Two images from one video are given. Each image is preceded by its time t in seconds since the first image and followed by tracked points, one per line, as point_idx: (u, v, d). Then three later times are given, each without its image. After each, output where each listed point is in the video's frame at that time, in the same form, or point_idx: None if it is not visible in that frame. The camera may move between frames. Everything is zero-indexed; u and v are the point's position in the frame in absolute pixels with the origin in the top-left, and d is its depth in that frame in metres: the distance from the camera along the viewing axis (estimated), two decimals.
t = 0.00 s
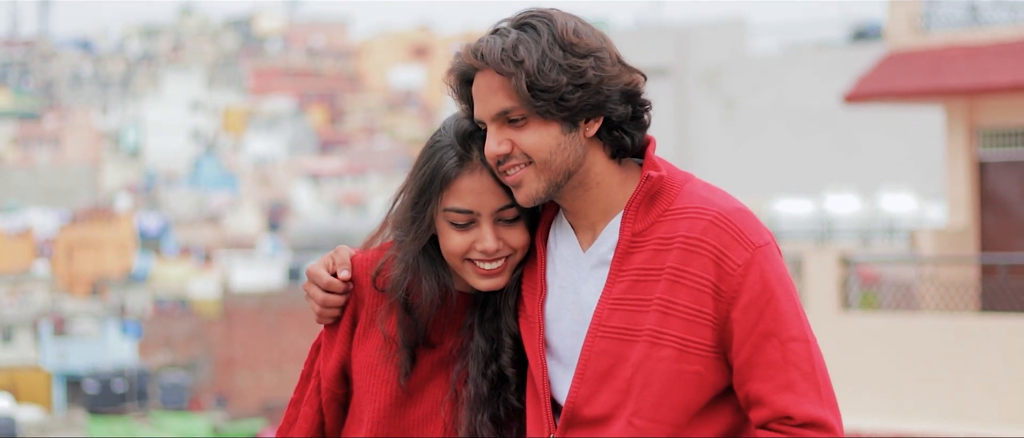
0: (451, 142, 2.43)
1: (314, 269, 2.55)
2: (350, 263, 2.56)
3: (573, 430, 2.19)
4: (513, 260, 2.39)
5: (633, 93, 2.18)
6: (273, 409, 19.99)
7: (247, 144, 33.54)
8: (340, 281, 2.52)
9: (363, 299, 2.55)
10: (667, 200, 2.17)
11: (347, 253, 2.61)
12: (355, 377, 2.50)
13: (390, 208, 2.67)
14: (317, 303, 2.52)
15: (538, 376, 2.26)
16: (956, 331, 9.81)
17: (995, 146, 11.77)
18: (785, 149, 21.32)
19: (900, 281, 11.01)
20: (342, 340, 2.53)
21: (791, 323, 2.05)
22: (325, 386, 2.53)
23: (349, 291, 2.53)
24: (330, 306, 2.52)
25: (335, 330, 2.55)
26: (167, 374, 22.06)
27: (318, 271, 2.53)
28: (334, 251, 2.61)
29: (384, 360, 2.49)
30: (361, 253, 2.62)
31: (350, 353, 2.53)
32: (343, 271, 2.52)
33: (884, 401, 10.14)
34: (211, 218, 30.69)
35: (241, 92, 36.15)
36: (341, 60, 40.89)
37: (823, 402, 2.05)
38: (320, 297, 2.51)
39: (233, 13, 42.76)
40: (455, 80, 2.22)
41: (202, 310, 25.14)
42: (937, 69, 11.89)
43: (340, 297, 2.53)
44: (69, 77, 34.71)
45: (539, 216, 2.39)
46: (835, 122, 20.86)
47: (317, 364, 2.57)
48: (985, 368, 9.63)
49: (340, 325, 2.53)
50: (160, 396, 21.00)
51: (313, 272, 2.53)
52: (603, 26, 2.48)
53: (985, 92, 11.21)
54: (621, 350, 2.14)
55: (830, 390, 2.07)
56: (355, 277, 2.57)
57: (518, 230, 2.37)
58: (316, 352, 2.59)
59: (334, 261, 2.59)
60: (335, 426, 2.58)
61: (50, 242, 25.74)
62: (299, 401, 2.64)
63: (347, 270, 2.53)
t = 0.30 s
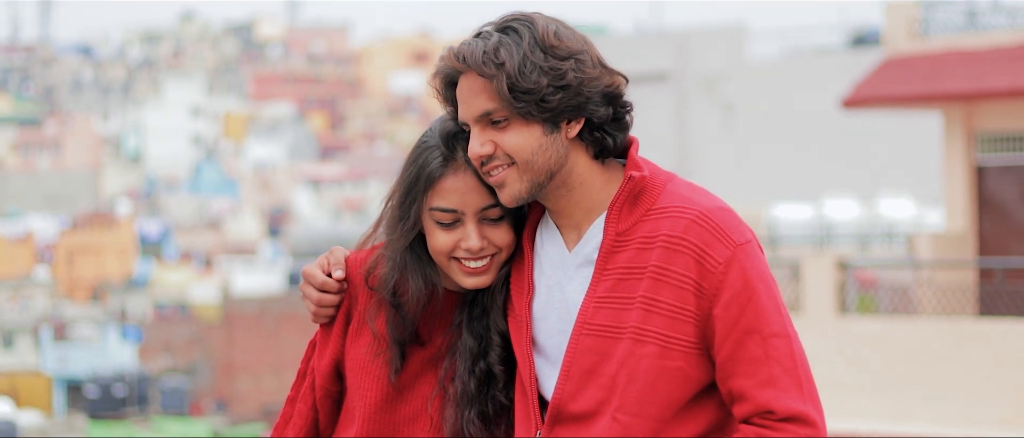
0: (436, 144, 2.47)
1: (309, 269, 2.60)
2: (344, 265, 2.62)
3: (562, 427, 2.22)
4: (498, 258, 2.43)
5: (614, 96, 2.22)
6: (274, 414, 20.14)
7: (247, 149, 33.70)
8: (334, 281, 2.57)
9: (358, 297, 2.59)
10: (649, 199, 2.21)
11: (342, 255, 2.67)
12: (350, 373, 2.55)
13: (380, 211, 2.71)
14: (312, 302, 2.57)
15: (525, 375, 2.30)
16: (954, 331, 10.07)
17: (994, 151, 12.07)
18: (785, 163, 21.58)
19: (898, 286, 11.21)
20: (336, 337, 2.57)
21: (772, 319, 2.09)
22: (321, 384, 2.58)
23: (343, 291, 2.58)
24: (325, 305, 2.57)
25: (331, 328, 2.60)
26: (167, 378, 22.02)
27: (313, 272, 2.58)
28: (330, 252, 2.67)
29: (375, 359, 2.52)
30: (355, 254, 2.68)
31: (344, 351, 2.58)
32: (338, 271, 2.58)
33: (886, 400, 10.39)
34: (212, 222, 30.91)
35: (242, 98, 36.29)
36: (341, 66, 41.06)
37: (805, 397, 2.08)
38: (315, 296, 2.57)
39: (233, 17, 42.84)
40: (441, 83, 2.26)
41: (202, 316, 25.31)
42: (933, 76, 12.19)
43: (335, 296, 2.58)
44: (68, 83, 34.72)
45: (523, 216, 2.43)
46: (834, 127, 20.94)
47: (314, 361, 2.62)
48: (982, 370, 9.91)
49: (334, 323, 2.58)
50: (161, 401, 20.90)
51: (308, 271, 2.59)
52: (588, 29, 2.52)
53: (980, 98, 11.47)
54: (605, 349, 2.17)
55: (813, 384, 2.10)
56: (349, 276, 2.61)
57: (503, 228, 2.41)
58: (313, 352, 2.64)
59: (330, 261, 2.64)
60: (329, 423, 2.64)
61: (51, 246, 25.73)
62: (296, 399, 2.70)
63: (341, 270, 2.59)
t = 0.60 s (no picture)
0: (434, 139, 2.51)
1: (311, 263, 2.65)
2: (344, 259, 2.67)
3: (556, 417, 2.26)
4: (495, 252, 2.47)
5: (609, 91, 2.25)
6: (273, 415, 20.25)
7: (247, 151, 33.78)
8: (334, 275, 2.63)
9: (357, 291, 2.64)
10: (645, 193, 2.25)
11: (343, 249, 2.71)
12: (348, 366, 2.59)
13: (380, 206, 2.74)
14: (313, 296, 2.62)
15: (522, 365, 2.34)
16: (949, 335, 10.12)
17: (992, 152, 12.11)
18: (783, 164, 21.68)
19: (896, 286, 11.24)
20: (336, 330, 2.62)
21: (764, 310, 2.12)
22: (319, 376, 2.63)
23: (343, 285, 2.63)
24: (325, 299, 2.62)
25: (331, 321, 2.65)
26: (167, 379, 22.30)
27: (314, 265, 2.63)
28: (331, 247, 2.72)
29: (375, 351, 2.57)
30: (355, 249, 2.72)
31: (344, 344, 2.62)
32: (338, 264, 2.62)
33: (879, 403, 10.46)
34: (212, 224, 31.02)
35: (242, 99, 36.32)
36: (342, 67, 41.11)
37: (796, 389, 2.12)
38: (316, 289, 2.62)
39: (233, 18, 42.83)
40: (438, 79, 2.30)
41: (202, 318, 25.41)
42: (932, 78, 12.22)
43: (335, 290, 2.63)
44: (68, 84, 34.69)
45: (521, 211, 2.47)
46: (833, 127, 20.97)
47: (313, 354, 2.67)
48: (978, 371, 9.97)
49: (334, 317, 2.63)
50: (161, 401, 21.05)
51: (309, 266, 2.64)
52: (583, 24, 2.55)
53: (978, 99, 11.50)
54: (600, 340, 2.21)
55: (804, 376, 2.14)
56: (350, 271, 2.66)
57: (499, 222, 2.45)
58: (314, 343, 2.69)
59: (331, 255, 2.69)
60: (329, 414, 2.68)
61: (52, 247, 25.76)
62: (295, 390, 2.75)
63: (342, 265, 2.64)
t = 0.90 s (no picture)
0: (441, 133, 2.54)
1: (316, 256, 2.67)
2: (349, 252, 2.70)
3: (560, 407, 2.29)
4: (502, 245, 2.50)
5: (614, 86, 2.28)
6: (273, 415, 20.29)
7: (247, 150, 33.81)
8: (340, 269, 2.66)
9: (363, 284, 2.67)
10: (652, 187, 2.27)
11: (347, 243, 2.74)
12: (354, 358, 2.62)
13: (386, 199, 2.77)
14: (318, 289, 2.65)
15: (526, 354, 2.36)
16: (947, 333, 10.11)
17: (990, 152, 12.14)
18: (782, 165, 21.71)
19: (894, 284, 11.27)
20: (341, 323, 2.65)
21: (768, 306, 2.16)
22: (323, 368, 2.66)
23: (349, 278, 2.66)
24: (331, 292, 2.65)
25: (336, 314, 2.68)
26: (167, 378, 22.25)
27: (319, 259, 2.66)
28: (336, 242, 2.75)
29: (381, 344, 2.60)
30: (360, 243, 2.75)
31: (349, 337, 2.65)
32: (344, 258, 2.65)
33: (878, 402, 10.48)
34: (212, 223, 31.03)
35: (241, 99, 36.31)
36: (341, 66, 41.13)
37: (796, 384, 2.15)
38: (321, 282, 2.65)
39: (231, 17, 42.82)
40: (445, 74, 2.33)
41: (202, 317, 25.44)
42: (930, 77, 12.27)
43: (340, 283, 2.66)
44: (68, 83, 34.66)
45: (527, 204, 2.50)
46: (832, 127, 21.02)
47: (318, 346, 2.69)
48: (976, 371, 10.01)
49: (339, 310, 2.67)
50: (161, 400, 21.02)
51: (315, 260, 2.67)
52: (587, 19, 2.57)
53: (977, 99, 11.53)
54: (606, 332, 2.24)
55: (805, 372, 2.17)
56: (355, 265, 2.69)
57: (506, 215, 2.48)
58: (318, 335, 2.72)
59: (336, 249, 2.72)
60: (333, 406, 2.71)
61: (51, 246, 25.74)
62: (297, 382, 2.78)
63: (347, 258, 2.67)
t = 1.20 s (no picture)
0: (451, 129, 2.55)
1: (324, 251, 2.70)
2: (355, 248, 2.72)
3: (566, 402, 2.30)
4: (510, 241, 2.51)
5: (625, 82, 2.30)
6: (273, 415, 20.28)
7: (247, 150, 33.81)
8: (346, 265, 2.67)
9: (370, 280, 2.68)
10: (661, 183, 2.29)
11: (353, 238, 2.76)
12: (360, 353, 2.65)
13: (395, 194, 2.77)
14: (325, 284, 2.67)
15: (533, 348, 2.37)
16: (947, 333, 10.14)
17: (990, 152, 12.14)
18: (782, 165, 21.72)
19: (893, 283, 11.29)
20: (347, 318, 2.67)
21: (775, 304, 2.17)
22: (329, 364, 2.67)
23: (356, 274, 2.68)
24: (337, 287, 2.67)
25: (342, 310, 2.70)
26: (167, 377, 22.20)
27: (326, 255, 2.68)
28: (343, 237, 2.77)
29: (388, 339, 2.62)
30: (366, 238, 2.77)
31: (355, 332, 2.67)
32: (351, 254, 2.67)
33: (876, 401, 10.50)
34: (211, 223, 31.01)
35: (241, 100, 36.33)
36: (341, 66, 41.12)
37: (802, 382, 2.16)
38: (328, 277, 2.67)
39: (231, 17, 42.80)
40: (457, 69, 2.34)
41: (202, 317, 25.42)
42: (929, 77, 12.29)
43: (346, 279, 2.68)
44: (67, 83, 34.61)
45: (537, 199, 2.51)
46: (831, 127, 21.05)
47: (324, 340, 2.71)
48: (975, 371, 10.01)
49: (346, 304, 2.69)
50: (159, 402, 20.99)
51: (321, 255, 2.69)
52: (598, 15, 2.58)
53: (977, 98, 11.53)
54: (616, 326, 2.25)
55: (810, 371, 2.19)
56: (361, 260, 2.71)
57: (515, 212, 2.49)
58: (324, 330, 2.73)
59: (341, 244, 2.74)
60: (338, 401, 2.73)
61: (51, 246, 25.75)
62: (303, 375, 2.80)
63: (354, 254, 2.68)
